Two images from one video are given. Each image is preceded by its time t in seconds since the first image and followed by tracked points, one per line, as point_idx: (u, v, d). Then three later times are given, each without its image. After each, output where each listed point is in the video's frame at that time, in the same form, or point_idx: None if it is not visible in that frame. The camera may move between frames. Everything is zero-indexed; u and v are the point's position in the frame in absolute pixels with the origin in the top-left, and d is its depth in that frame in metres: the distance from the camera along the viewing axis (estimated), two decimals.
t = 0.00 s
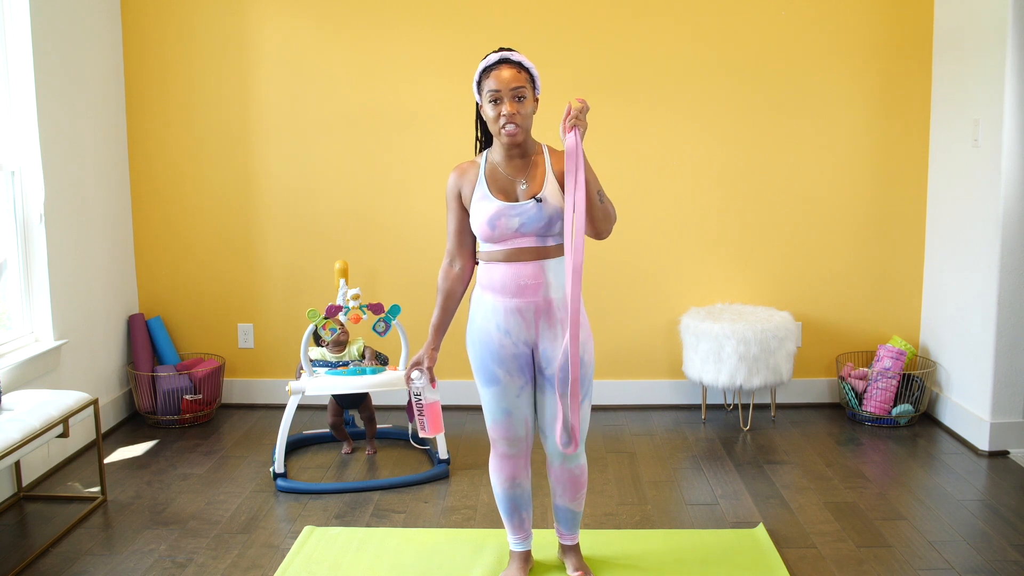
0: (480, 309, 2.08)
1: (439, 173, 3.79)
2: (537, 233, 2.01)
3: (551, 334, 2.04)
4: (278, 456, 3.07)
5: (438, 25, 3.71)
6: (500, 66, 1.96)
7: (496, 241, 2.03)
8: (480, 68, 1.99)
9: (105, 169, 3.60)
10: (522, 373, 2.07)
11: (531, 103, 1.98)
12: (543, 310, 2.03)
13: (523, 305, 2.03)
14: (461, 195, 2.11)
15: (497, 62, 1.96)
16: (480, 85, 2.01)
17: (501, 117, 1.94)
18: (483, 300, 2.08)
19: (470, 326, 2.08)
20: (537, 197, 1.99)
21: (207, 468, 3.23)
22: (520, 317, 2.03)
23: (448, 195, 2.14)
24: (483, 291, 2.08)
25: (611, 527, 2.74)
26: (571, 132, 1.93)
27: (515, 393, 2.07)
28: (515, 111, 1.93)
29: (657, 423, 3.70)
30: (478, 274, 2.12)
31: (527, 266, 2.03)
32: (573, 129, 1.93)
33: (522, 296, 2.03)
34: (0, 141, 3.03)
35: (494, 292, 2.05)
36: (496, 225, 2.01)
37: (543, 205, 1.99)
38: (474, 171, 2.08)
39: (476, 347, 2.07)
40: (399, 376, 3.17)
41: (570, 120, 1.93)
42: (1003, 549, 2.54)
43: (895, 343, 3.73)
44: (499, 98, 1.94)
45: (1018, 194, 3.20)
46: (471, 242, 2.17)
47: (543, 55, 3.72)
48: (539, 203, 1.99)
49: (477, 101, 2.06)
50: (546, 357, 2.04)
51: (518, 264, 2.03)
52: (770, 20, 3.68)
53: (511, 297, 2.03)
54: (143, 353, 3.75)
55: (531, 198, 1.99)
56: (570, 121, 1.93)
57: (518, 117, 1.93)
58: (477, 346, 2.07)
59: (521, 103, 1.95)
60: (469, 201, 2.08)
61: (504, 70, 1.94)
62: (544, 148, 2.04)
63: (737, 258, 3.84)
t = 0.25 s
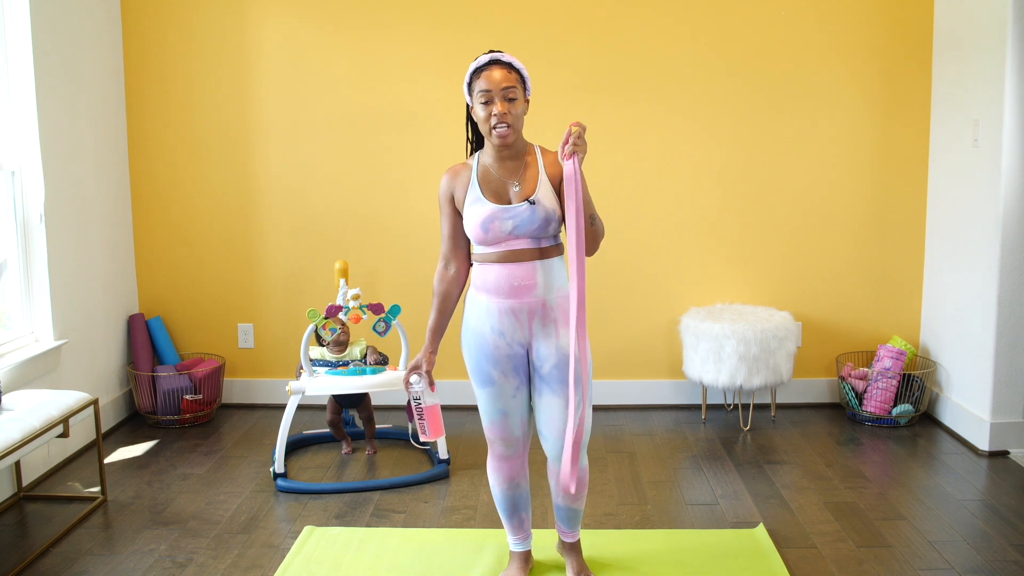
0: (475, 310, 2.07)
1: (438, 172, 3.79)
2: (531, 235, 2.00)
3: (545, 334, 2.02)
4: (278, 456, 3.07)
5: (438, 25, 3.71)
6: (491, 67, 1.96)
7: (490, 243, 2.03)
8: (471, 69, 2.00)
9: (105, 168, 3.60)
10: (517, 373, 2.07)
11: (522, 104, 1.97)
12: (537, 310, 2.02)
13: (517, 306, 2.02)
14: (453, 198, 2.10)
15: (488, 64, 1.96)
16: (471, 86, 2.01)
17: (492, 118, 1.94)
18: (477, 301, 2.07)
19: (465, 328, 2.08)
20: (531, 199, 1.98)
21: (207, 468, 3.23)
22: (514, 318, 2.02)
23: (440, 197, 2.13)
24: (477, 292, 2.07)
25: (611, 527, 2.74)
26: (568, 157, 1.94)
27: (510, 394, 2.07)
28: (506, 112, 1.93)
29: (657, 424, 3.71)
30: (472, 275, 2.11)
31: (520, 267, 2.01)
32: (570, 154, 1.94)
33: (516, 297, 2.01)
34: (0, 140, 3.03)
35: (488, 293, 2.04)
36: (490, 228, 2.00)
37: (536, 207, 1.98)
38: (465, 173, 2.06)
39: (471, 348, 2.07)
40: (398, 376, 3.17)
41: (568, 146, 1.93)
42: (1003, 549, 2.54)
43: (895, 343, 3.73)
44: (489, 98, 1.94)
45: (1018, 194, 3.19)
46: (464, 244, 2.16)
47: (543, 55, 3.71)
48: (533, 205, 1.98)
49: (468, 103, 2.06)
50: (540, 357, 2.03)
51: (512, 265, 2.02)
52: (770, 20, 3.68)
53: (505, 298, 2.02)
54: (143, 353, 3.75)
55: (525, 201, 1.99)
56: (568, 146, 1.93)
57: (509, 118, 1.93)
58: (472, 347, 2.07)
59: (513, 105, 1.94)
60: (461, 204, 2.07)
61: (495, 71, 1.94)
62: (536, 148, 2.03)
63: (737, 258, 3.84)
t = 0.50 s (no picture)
0: (472, 311, 2.07)
1: (438, 172, 3.80)
2: (525, 235, 2.00)
3: (541, 334, 2.02)
4: (278, 456, 3.07)
5: (438, 25, 3.71)
6: (483, 69, 1.96)
7: (485, 244, 2.03)
8: (463, 71, 2.00)
9: (105, 168, 3.60)
10: (513, 374, 2.06)
11: (515, 104, 1.97)
12: (532, 310, 2.02)
13: (513, 306, 2.02)
14: (449, 200, 2.11)
15: (481, 65, 1.96)
16: (463, 89, 2.01)
17: (484, 118, 1.94)
18: (474, 303, 2.07)
19: (462, 329, 2.08)
20: (524, 199, 1.97)
21: (207, 468, 3.23)
22: (510, 319, 2.02)
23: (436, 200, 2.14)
24: (473, 294, 2.07)
25: (611, 527, 2.74)
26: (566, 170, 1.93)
27: (508, 395, 2.07)
28: (498, 112, 1.93)
29: (657, 424, 3.71)
30: (468, 276, 2.11)
31: (515, 267, 2.01)
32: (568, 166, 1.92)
33: (512, 297, 2.01)
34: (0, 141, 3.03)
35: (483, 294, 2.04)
36: (484, 229, 2.00)
37: (529, 207, 1.97)
38: (460, 176, 2.08)
39: (468, 350, 2.07)
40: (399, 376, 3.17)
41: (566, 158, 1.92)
42: (1003, 549, 2.54)
43: (895, 343, 3.73)
44: (482, 100, 1.93)
45: (1018, 194, 3.20)
46: (461, 246, 2.16)
47: (543, 55, 3.71)
48: (526, 205, 1.97)
49: (461, 106, 2.07)
50: (536, 357, 2.03)
51: (507, 265, 2.02)
52: (770, 20, 3.68)
53: (501, 299, 2.02)
54: (143, 353, 3.75)
55: (518, 201, 1.98)
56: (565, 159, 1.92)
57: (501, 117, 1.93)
58: (469, 348, 2.07)
59: (506, 106, 1.94)
60: (456, 206, 2.09)
61: (488, 72, 1.94)
62: (530, 148, 2.02)
63: (737, 258, 3.84)
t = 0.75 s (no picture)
0: (469, 311, 2.07)
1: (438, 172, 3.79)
2: (520, 235, 2.00)
3: (538, 334, 2.02)
4: (278, 456, 3.07)
5: (438, 25, 3.71)
6: (478, 69, 1.96)
7: (481, 244, 2.03)
8: (458, 73, 2.01)
9: (105, 169, 3.60)
10: (510, 375, 2.06)
11: (509, 104, 1.98)
12: (528, 310, 2.01)
13: (509, 306, 2.01)
14: (446, 201, 2.11)
15: (476, 66, 1.97)
16: (458, 90, 2.02)
17: (479, 117, 1.94)
18: (471, 303, 2.07)
19: (459, 329, 2.08)
20: (519, 199, 1.97)
21: (207, 468, 3.23)
22: (507, 319, 2.01)
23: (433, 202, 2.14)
24: (471, 294, 2.07)
25: (611, 527, 2.74)
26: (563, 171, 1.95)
27: (505, 396, 2.07)
28: (493, 111, 1.93)
29: (657, 424, 3.71)
30: (466, 277, 2.11)
31: (511, 267, 2.01)
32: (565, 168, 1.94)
33: (508, 297, 2.01)
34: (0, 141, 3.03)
35: (480, 296, 2.04)
36: (479, 229, 2.00)
37: (525, 206, 1.97)
38: (457, 177, 2.07)
39: (466, 350, 2.07)
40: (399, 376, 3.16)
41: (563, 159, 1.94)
42: (1003, 549, 2.54)
43: (895, 343, 3.73)
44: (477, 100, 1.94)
45: (1018, 194, 3.20)
46: (459, 247, 2.16)
47: (543, 54, 3.71)
48: (521, 205, 1.97)
49: (456, 109, 2.07)
50: (532, 357, 2.02)
51: (503, 265, 2.01)
52: (770, 19, 3.68)
53: (497, 300, 2.02)
54: (143, 353, 3.75)
55: (513, 201, 1.98)
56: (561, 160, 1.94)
57: (496, 117, 1.94)
58: (466, 349, 2.07)
59: (501, 107, 1.94)
60: (453, 206, 2.08)
61: (482, 72, 1.95)
62: (525, 148, 2.02)
63: (737, 258, 3.84)
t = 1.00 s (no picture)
0: (467, 312, 2.07)
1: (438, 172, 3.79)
2: (516, 235, 1.99)
3: (535, 334, 2.02)
4: (278, 456, 3.07)
5: (438, 25, 3.71)
6: (476, 69, 1.96)
7: (478, 244, 2.02)
8: (456, 73, 2.00)
9: (105, 168, 3.60)
10: (508, 375, 2.06)
11: (506, 103, 1.98)
12: (526, 310, 2.01)
13: (506, 307, 2.01)
14: (444, 200, 2.10)
15: (474, 66, 1.97)
16: (457, 90, 2.01)
17: (476, 116, 1.94)
18: (469, 303, 2.07)
19: (457, 330, 2.08)
20: (515, 199, 1.97)
21: (208, 468, 3.23)
22: (504, 319, 2.01)
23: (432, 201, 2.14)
24: (469, 294, 2.07)
25: (612, 527, 2.74)
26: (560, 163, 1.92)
27: (503, 396, 2.07)
28: (490, 110, 1.93)
29: (657, 424, 3.71)
30: (464, 277, 2.11)
31: (508, 267, 2.00)
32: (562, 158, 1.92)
33: (505, 298, 2.01)
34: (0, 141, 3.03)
35: (478, 295, 2.04)
36: (475, 229, 2.00)
37: (520, 206, 1.96)
38: (455, 176, 2.07)
39: (464, 351, 2.07)
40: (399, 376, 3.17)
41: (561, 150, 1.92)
42: (1004, 549, 2.54)
43: (895, 343, 3.73)
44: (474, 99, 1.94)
45: (1018, 194, 3.20)
46: (457, 247, 2.16)
47: (543, 55, 3.71)
48: (516, 205, 1.96)
49: (455, 108, 2.07)
50: (529, 357, 2.02)
51: (500, 266, 2.01)
52: (770, 19, 3.68)
53: (494, 300, 2.01)
54: (143, 353, 3.75)
55: (509, 200, 1.97)
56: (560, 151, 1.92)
57: (492, 116, 1.94)
58: (464, 349, 2.07)
59: (498, 106, 1.94)
60: (450, 206, 2.07)
61: (480, 72, 1.95)
62: (523, 147, 2.02)
63: (737, 258, 3.84)
